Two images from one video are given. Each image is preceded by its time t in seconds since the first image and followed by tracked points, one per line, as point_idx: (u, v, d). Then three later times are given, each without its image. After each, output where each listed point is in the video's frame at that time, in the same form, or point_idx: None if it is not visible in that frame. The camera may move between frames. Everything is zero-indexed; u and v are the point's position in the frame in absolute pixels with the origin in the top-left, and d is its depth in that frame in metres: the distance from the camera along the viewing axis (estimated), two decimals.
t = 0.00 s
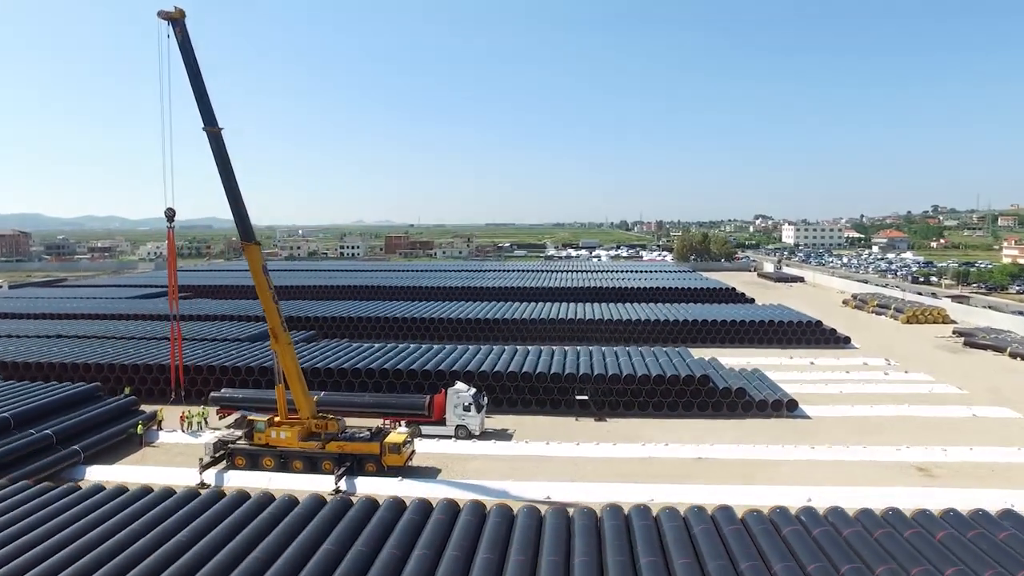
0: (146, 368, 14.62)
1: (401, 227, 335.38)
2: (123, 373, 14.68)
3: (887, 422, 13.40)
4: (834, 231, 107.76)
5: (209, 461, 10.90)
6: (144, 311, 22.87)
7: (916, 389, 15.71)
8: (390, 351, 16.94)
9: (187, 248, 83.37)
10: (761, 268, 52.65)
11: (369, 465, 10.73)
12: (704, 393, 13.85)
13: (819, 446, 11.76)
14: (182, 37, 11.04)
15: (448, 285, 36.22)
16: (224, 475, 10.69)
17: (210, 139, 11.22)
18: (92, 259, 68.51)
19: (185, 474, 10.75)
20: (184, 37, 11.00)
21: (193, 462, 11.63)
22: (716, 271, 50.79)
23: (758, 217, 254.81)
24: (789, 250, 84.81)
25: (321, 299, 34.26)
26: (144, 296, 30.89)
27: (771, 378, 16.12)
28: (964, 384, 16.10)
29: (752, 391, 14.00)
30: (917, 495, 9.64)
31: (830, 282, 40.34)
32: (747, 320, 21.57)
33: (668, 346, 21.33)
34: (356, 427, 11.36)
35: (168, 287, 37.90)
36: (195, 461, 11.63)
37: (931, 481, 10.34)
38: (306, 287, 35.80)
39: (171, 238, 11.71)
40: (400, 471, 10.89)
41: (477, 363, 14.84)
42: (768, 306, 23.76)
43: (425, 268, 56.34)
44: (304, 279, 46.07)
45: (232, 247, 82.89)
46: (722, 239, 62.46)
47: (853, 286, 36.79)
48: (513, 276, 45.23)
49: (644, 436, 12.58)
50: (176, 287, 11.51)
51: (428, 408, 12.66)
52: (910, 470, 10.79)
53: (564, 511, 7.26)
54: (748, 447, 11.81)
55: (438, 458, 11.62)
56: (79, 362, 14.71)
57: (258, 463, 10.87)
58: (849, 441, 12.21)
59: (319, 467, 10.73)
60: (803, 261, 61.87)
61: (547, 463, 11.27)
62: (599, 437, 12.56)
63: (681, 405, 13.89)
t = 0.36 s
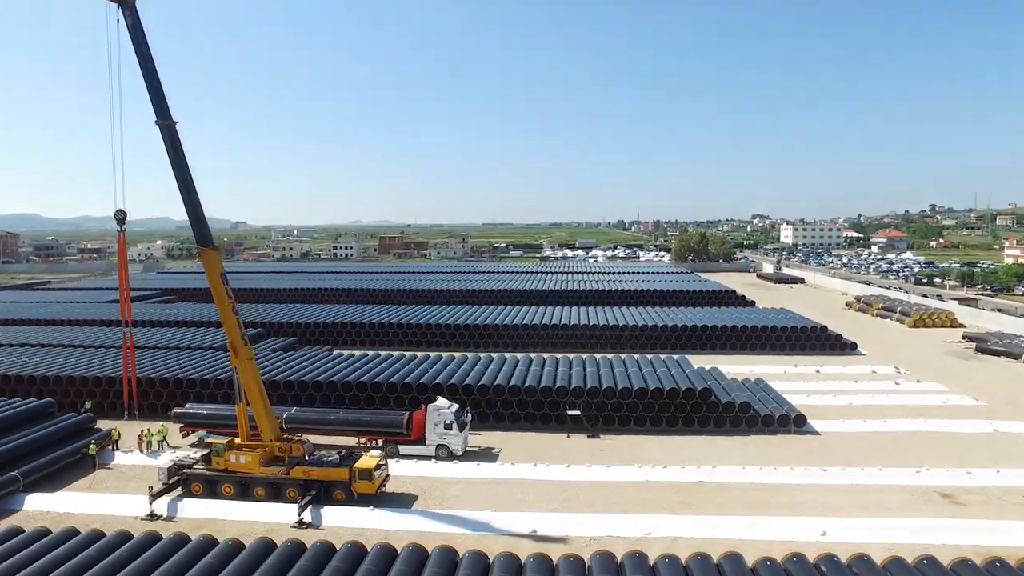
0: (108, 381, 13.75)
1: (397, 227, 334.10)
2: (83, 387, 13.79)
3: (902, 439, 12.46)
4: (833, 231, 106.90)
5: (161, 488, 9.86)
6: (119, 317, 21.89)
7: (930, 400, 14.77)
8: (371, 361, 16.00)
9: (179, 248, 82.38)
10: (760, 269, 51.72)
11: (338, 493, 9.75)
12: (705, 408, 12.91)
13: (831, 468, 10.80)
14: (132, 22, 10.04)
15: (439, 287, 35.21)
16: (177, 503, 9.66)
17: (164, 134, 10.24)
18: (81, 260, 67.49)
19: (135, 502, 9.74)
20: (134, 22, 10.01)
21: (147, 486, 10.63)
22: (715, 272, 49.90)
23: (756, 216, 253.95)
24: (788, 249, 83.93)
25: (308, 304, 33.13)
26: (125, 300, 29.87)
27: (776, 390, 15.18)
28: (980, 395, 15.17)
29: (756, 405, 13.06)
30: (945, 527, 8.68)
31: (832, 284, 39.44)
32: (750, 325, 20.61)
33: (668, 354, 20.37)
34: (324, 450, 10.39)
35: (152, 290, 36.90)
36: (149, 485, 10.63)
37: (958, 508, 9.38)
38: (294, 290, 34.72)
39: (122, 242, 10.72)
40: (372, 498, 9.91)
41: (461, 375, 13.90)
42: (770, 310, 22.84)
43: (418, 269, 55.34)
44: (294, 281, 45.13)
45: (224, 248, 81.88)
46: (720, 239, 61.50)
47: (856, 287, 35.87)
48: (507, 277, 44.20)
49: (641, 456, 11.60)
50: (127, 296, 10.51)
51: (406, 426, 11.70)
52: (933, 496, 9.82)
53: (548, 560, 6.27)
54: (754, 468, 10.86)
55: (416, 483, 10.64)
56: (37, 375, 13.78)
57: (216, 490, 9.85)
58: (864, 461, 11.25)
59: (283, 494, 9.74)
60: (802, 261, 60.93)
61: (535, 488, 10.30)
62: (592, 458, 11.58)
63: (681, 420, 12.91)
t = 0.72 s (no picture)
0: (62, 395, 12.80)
1: (394, 227, 332.96)
2: (36, 402, 12.83)
3: (917, 460, 11.51)
4: (831, 230, 106.06)
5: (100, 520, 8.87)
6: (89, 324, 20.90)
7: (944, 414, 13.83)
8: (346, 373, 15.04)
9: (170, 249, 81.36)
10: (758, 270, 50.73)
11: (295, 527, 8.78)
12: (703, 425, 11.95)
13: (843, 495, 9.85)
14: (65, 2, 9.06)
15: (430, 290, 34.18)
16: (116, 539, 8.63)
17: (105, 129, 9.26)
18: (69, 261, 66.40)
19: (70, 538, 8.73)
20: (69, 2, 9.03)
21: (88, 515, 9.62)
22: (712, 273, 49.00)
23: (753, 216, 253.25)
24: (787, 249, 83.08)
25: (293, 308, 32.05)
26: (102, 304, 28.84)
27: (779, 403, 14.24)
28: (996, 408, 14.24)
29: (759, 420, 12.13)
30: (974, 569, 7.72)
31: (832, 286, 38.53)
32: (750, 331, 19.63)
33: (664, 362, 19.39)
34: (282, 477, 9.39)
35: (134, 292, 35.85)
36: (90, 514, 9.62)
37: (985, 545, 8.42)
38: (279, 292, 33.66)
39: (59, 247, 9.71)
40: (335, 532, 8.92)
41: (441, 389, 12.93)
42: (772, 315, 21.89)
43: (411, 270, 54.27)
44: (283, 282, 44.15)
45: (216, 249, 80.74)
46: (718, 239, 60.52)
47: (858, 289, 34.93)
48: (500, 279, 43.17)
49: (634, 480, 10.64)
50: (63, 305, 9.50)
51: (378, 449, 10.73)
52: (956, 529, 8.87)
53: None
54: (758, 496, 9.90)
55: (386, 513, 9.66)
56: None
57: (161, 522, 8.89)
58: (877, 487, 10.30)
59: (234, 528, 8.77)
60: (801, 262, 59.98)
61: (517, 519, 9.33)
62: (580, 482, 10.62)
63: (678, 438, 11.95)
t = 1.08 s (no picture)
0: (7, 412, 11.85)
1: (390, 228, 331.87)
2: None
3: (933, 483, 10.55)
4: (829, 230, 105.17)
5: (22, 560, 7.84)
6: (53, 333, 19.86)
7: (960, 430, 12.86)
8: (319, 387, 14.07)
9: (160, 249, 80.28)
10: (756, 272, 49.77)
11: (241, 569, 7.79)
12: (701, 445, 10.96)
13: (857, 528, 8.87)
14: None
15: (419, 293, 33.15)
16: None
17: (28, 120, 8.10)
18: (55, 262, 65.30)
19: None
20: None
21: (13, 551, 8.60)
22: (709, 275, 48.05)
23: (750, 216, 252.35)
24: (784, 249, 82.13)
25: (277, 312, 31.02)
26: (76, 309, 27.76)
27: (782, 418, 13.25)
28: (1014, 423, 13.28)
29: (762, 439, 11.14)
30: None
31: (832, 288, 37.59)
32: (751, 338, 18.66)
33: (660, 370, 18.43)
34: (230, 510, 8.38)
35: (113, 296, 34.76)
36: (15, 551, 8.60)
37: None
38: (263, 295, 32.60)
39: None
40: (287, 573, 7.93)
41: (417, 405, 11.96)
42: (773, 320, 20.95)
43: (403, 272, 53.22)
44: (270, 284, 43.11)
45: (206, 250, 79.61)
46: (716, 240, 59.54)
47: (860, 292, 33.97)
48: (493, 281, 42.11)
49: (624, 508, 9.65)
50: None
51: (343, 474, 9.76)
52: (986, 569, 7.88)
53: None
54: (761, 528, 8.91)
55: (348, 548, 8.65)
56: None
57: (90, 563, 7.88)
58: (893, 517, 9.33)
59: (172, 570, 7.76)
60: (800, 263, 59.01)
61: (493, 557, 8.34)
62: (565, 511, 9.62)
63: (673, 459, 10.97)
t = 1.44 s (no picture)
0: None
1: (386, 228, 330.74)
2: None
3: (954, 511, 9.57)
4: (827, 229, 104.28)
5: None
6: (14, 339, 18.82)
7: (979, 448, 11.88)
8: (289, 400, 13.09)
9: (149, 250, 79.10)
10: (755, 273, 48.83)
11: None
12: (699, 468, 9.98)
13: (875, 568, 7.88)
14: None
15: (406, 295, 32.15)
16: None
17: None
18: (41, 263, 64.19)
19: None
20: None
21: None
22: (707, 276, 47.07)
23: (746, 215, 251.69)
24: (783, 250, 81.21)
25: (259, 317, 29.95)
26: (48, 313, 26.67)
27: (785, 436, 12.26)
28: None
29: (765, 461, 10.16)
30: None
31: (833, 289, 36.64)
32: (751, 345, 17.68)
33: (655, 379, 17.44)
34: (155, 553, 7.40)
35: (91, 299, 33.67)
36: None
37: None
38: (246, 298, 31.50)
39: None
40: None
41: (389, 423, 10.98)
42: (774, 326, 20.02)
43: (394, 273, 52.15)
44: (257, 286, 42.05)
45: (196, 250, 78.43)
46: (713, 240, 58.57)
47: (862, 294, 33.02)
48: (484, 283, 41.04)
49: (614, 542, 8.65)
50: None
51: (300, 505, 8.76)
52: None
53: None
54: (767, 567, 7.92)
55: None
56: None
57: None
58: (914, 554, 8.34)
59: None
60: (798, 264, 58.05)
61: None
62: (547, 546, 8.62)
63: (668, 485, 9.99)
